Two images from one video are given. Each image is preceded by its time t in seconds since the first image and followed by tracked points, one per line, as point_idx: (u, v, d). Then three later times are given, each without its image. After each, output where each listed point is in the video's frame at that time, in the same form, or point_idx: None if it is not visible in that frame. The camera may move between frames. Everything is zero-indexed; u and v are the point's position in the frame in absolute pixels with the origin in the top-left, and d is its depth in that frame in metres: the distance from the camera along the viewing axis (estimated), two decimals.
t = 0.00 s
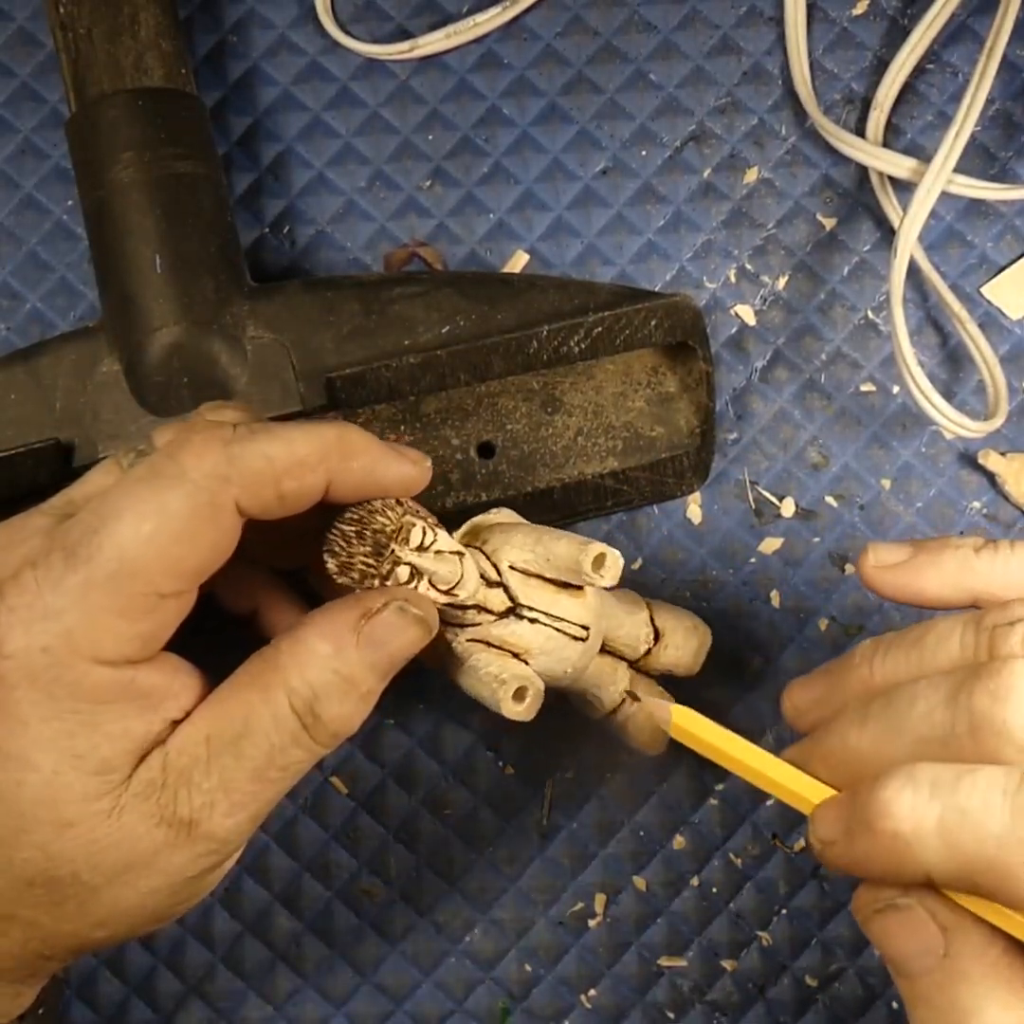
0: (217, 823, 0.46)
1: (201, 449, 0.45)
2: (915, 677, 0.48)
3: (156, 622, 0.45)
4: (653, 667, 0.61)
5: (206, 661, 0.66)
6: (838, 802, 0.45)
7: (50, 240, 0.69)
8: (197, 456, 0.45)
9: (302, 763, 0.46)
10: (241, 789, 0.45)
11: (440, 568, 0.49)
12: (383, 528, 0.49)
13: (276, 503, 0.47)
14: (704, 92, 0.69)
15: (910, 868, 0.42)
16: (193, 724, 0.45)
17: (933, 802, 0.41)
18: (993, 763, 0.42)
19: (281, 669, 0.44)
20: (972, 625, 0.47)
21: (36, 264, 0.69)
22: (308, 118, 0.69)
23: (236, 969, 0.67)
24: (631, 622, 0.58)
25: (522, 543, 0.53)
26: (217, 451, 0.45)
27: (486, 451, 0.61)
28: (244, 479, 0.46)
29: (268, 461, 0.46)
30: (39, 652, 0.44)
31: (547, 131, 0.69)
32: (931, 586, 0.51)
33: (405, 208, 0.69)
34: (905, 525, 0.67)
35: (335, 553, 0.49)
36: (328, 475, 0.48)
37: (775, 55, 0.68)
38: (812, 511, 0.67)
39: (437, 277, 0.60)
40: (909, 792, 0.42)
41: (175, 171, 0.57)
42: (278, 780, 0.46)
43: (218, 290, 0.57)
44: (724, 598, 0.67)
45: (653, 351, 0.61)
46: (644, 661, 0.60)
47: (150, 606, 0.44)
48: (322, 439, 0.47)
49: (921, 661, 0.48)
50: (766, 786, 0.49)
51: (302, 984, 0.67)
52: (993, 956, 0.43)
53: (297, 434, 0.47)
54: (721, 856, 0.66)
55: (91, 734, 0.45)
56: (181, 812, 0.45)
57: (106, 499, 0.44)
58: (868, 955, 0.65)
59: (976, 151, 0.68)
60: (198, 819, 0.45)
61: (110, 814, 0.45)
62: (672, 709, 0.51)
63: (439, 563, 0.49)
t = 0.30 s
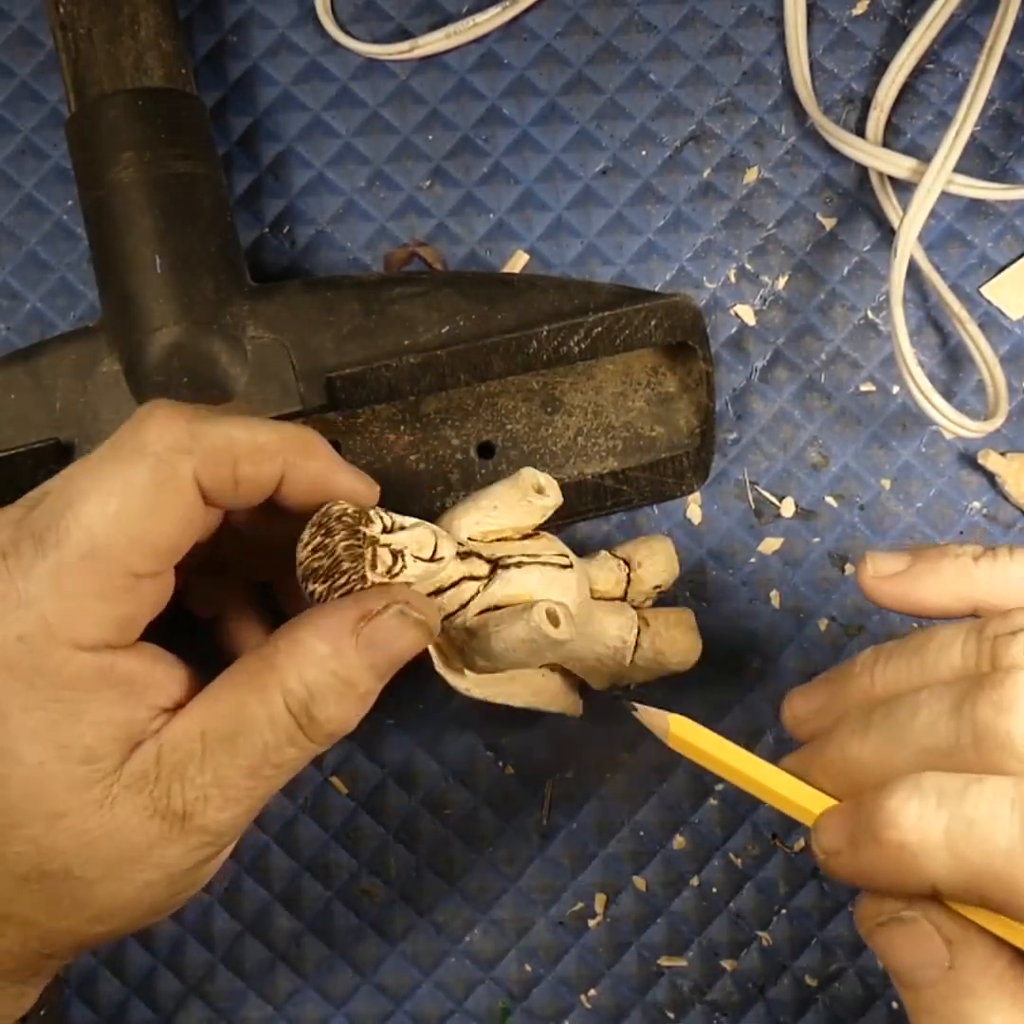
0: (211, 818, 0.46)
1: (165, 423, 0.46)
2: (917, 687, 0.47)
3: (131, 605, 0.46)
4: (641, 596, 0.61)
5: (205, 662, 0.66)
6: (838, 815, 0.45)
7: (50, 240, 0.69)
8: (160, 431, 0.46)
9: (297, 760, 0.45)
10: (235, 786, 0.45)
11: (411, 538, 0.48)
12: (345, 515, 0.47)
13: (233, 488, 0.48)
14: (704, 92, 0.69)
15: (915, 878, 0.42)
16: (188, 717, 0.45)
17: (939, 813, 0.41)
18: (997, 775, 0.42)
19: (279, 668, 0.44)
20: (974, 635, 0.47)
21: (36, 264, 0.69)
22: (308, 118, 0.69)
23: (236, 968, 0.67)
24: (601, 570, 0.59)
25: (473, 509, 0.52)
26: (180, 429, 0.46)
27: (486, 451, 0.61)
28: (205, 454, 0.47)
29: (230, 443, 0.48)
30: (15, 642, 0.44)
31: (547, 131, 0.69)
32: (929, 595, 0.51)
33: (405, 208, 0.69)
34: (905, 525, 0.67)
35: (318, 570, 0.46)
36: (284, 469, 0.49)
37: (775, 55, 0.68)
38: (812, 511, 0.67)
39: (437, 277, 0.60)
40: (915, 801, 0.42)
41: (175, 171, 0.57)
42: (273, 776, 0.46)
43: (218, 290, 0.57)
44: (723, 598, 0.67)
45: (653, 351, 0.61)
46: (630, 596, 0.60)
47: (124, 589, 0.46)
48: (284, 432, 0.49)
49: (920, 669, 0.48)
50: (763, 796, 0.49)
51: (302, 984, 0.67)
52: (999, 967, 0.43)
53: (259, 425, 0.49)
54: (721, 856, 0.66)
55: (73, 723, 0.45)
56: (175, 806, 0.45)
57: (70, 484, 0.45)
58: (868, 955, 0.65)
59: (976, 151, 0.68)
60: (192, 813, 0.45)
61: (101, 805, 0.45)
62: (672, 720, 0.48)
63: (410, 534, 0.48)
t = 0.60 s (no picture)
0: (191, 812, 0.45)
1: (139, 415, 0.47)
2: (917, 698, 0.48)
3: (103, 594, 0.47)
4: (627, 570, 0.59)
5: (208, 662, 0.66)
6: (864, 849, 0.44)
7: (50, 241, 0.69)
8: (134, 422, 0.47)
9: (277, 756, 0.45)
10: (215, 781, 0.45)
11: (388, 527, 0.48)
12: (325, 512, 0.48)
13: (207, 481, 0.49)
14: (704, 91, 0.69)
15: (940, 903, 0.41)
16: (171, 711, 0.45)
17: (954, 836, 0.41)
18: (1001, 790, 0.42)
19: (260, 662, 0.44)
20: (972, 647, 0.47)
21: (36, 264, 0.69)
22: (307, 118, 0.69)
23: (236, 968, 0.67)
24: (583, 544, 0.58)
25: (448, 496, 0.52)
26: (155, 420, 0.47)
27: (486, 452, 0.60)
28: (180, 448, 0.47)
29: (206, 437, 0.48)
30: None
31: (547, 131, 0.69)
32: (924, 612, 0.51)
33: (404, 208, 0.69)
34: (905, 524, 0.67)
35: (303, 570, 0.46)
36: (260, 463, 0.50)
37: (775, 55, 0.68)
38: (812, 511, 0.67)
39: (437, 277, 0.60)
40: (930, 825, 0.41)
41: (175, 172, 0.57)
42: (254, 773, 0.46)
43: (218, 290, 0.57)
44: (723, 598, 0.67)
45: (653, 351, 0.61)
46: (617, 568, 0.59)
47: (96, 578, 0.46)
48: (262, 428, 0.50)
49: (917, 682, 0.48)
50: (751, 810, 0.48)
51: (302, 984, 0.67)
52: (982, 985, 0.43)
53: (238, 419, 0.49)
54: (721, 856, 0.66)
55: (48, 714, 0.45)
56: (154, 799, 0.45)
57: (45, 471, 0.46)
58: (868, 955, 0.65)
59: (976, 151, 0.68)
60: (171, 808, 0.45)
61: (79, 797, 0.45)
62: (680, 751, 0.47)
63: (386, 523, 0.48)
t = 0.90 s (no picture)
0: (210, 821, 0.45)
1: (182, 437, 0.46)
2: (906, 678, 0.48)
3: (135, 613, 0.46)
4: (634, 625, 0.61)
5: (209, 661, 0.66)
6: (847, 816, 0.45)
7: (50, 240, 0.69)
8: (177, 443, 0.46)
9: (296, 766, 0.45)
10: (235, 790, 0.45)
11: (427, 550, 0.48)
12: (364, 521, 0.47)
13: (249, 500, 0.48)
14: (704, 91, 0.69)
15: (919, 869, 0.42)
16: (191, 721, 0.45)
17: (935, 804, 0.41)
18: (985, 761, 0.42)
19: (280, 672, 0.44)
20: (961, 631, 0.47)
21: (35, 264, 0.69)
22: (307, 118, 0.69)
23: (236, 968, 0.67)
24: (596, 590, 0.59)
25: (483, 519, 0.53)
26: (197, 440, 0.46)
27: (486, 451, 0.60)
28: (221, 472, 0.46)
29: (248, 458, 0.47)
30: (19, 645, 0.44)
31: (547, 131, 0.69)
32: (916, 602, 0.51)
33: (404, 208, 0.69)
34: (905, 525, 0.67)
35: (330, 571, 0.46)
36: (302, 478, 0.49)
37: (775, 55, 0.68)
38: (812, 511, 0.67)
39: (437, 277, 0.60)
40: (910, 794, 0.42)
41: (175, 171, 0.57)
42: (273, 782, 0.46)
43: (218, 290, 0.57)
44: (723, 598, 0.67)
45: (652, 351, 0.61)
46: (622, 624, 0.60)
47: (129, 598, 0.45)
48: (303, 443, 0.48)
49: (905, 666, 0.48)
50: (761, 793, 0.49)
51: (302, 984, 0.67)
52: (993, 966, 0.43)
53: (278, 436, 0.48)
54: (721, 856, 0.66)
55: (75, 727, 0.45)
56: (174, 809, 0.45)
57: (84, 489, 0.45)
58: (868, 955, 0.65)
59: (976, 151, 0.68)
60: (190, 817, 0.45)
61: (100, 807, 0.45)
62: (693, 730, 0.48)
63: (427, 543, 0.48)
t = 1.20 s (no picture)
0: (209, 823, 0.46)
1: (179, 434, 0.46)
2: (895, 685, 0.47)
3: (132, 611, 0.46)
4: (634, 624, 0.61)
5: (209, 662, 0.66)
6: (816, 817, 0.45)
7: (50, 240, 0.69)
8: (173, 441, 0.46)
9: (296, 768, 0.46)
10: (234, 791, 0.45)
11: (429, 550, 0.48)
12: (361, 522, 0.47)
13: (245, 499, 0.48)
14: (704, 91, 0.69)
15: (891, 882, 0.42)
16: (190, 722, 0.45)
17: (911, 819, 0.41)
18: (968, 776, 0.42)
19: (280, 673, 0.44)
20: (952, 638, 0.46)
21: (35, 264, 0.69)
22: (307, 118, 0.69)
23: (236, 968, 0.67)
24: (596, 589, 0.59)
25: (481, 519, 0.53)
26: (194, 438, 0.46)
27: (486, 451, 0.61)
28: (217, 468, 0.46)
29: (243, 455, 0.47)
30: (16, 643, 0.44)
31: (547, 131, 0.69)
32: (907, 610, 0.51)
33: (404, 208, 0.69)
34: (905, 525, 0.67)
35: (328, 574, 0.46)
36: (298, 478, 0.49)
37: (775, 55, 0.68)
38: (812, 511, 0.67)
39: (437, 276, 0.60)
40: (888, 807, 0.41)
41: (175, 171, 0.57)
42: (272, 784, 0.46)
43: (217, 291, 0.57)
44: (723, 598, 0.67)
45: (653, 351, 0.61)
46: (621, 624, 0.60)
47: (126, 595, 0.45)
48: (298, 443, 0.49)
49: (895, 674, 0.48)
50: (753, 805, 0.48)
51: (302, 984, 0.67)
52: (966, 972, 0.43)
53: (274, 436, 0.48)
54: (721, 856, 0.66)
55: (72, 725, 0.45)
56: (173, 810, 0.45)
57: (80, 487, 0.45)
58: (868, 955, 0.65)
59: (976, 151, 0.68)
60: (189, 818, 0.45)
61: (99, 807, 0.45)
62: (681, 737, 0.47)
63: (429, 544, 0.48)
